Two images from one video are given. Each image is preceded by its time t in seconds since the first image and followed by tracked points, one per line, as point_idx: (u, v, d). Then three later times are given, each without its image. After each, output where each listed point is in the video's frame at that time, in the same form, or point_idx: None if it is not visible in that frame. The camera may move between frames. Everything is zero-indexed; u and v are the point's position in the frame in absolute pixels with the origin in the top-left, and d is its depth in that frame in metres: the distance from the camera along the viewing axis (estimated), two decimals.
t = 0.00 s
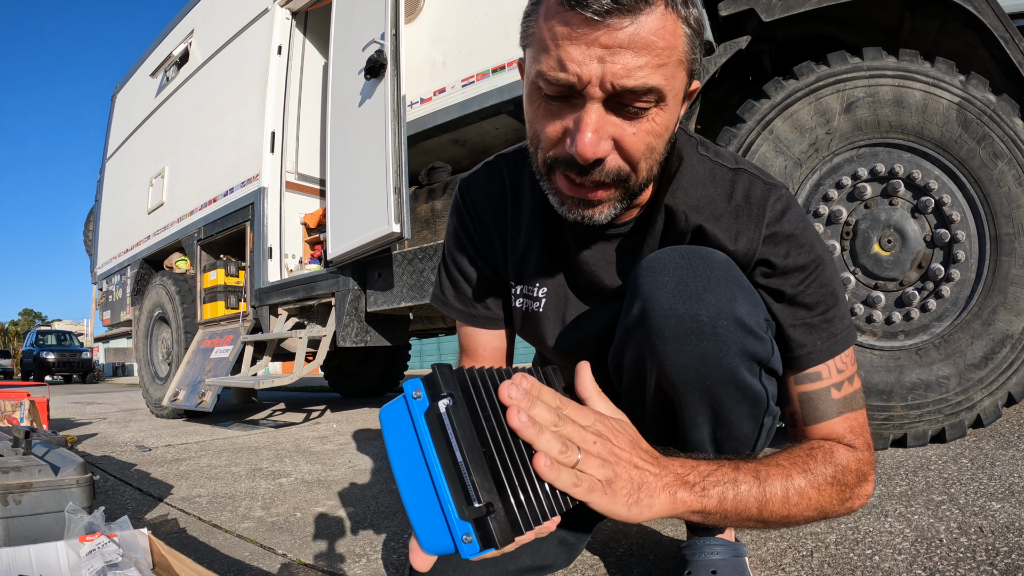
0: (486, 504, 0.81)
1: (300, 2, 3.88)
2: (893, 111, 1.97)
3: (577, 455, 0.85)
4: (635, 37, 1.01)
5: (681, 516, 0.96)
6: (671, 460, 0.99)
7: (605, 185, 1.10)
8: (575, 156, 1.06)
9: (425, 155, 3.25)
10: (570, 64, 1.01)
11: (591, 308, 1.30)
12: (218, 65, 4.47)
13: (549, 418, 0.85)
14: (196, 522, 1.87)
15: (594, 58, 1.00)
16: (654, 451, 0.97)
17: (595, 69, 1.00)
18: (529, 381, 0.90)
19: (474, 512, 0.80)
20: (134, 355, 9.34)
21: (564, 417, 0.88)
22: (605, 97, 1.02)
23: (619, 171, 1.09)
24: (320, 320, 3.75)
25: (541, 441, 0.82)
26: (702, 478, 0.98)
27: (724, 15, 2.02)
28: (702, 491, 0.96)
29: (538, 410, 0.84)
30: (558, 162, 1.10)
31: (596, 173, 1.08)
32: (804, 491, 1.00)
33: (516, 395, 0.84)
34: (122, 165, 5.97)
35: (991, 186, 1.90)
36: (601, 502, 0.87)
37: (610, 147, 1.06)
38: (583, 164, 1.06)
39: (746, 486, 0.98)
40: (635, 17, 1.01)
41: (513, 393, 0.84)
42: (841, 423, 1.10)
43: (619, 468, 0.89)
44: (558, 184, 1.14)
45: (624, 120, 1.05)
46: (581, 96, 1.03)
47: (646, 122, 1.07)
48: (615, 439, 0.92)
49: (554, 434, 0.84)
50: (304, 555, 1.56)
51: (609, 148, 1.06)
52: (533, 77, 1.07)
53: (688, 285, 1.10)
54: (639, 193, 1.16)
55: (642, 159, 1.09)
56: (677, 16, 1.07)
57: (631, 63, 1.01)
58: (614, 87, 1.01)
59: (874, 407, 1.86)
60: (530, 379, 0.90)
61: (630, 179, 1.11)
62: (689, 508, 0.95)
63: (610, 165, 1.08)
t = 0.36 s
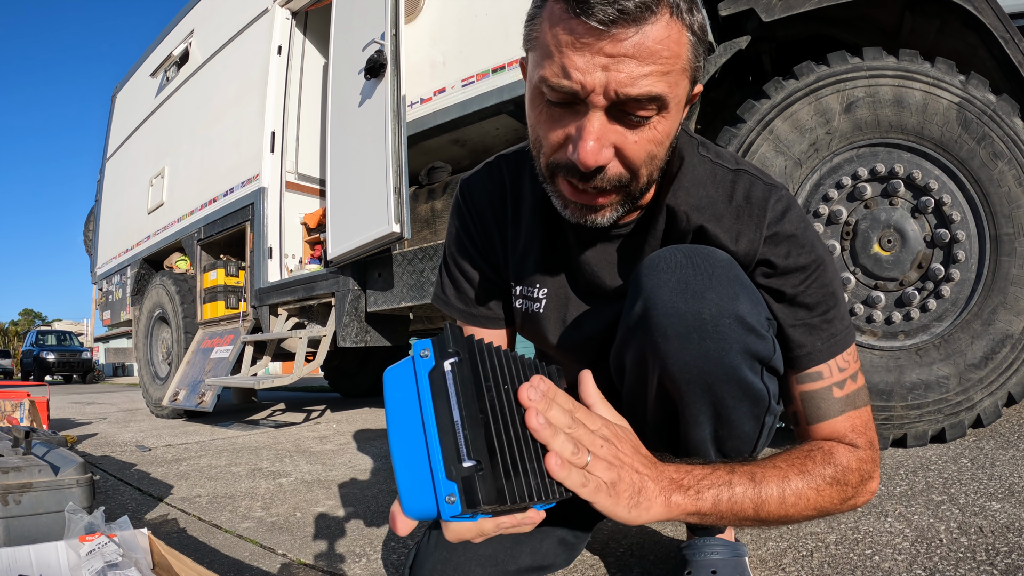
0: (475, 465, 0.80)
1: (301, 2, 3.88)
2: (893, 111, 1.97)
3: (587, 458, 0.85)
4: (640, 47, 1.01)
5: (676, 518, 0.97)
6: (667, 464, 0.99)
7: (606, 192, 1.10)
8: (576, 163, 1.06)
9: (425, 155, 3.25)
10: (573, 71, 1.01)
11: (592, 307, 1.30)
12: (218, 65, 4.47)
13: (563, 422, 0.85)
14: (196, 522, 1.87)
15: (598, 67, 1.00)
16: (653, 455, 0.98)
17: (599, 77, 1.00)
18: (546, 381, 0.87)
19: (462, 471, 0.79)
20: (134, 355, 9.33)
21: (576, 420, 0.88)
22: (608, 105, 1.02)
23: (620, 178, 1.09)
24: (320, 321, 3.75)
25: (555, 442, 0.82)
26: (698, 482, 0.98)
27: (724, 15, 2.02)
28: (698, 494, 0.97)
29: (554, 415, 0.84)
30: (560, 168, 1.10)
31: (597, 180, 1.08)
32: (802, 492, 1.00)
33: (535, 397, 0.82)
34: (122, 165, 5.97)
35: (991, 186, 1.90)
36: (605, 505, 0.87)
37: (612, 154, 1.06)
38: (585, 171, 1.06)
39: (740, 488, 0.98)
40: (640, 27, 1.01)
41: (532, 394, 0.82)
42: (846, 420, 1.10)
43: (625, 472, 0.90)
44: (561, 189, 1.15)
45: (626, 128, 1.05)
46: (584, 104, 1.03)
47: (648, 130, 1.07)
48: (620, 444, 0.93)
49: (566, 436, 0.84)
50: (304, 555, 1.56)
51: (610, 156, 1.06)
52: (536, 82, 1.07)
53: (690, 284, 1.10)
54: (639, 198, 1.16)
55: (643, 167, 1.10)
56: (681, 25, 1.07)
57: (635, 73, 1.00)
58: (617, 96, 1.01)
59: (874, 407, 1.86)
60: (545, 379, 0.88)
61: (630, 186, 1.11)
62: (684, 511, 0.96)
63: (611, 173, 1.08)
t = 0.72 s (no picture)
0: (350, 409, 0.87)
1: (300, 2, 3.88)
2: (893, 111, 1.97)
3: (605, 516, 0.90)
4: (586, 74, 1.02)
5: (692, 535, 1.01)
6: (686, 488, 0.99)
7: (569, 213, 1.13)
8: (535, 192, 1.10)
9: (425, 155, 3.25)
10: (525, 105, 1.04)
11: (596, 312, 1.32)
12: (218, 65, 4.47)
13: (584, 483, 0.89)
14: (196, 522, 1.87)
15: (546, 100, 1.02)
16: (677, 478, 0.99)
17: (547, 109, 1.02)
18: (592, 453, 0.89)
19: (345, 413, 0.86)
20: (134, 355, 9.32)
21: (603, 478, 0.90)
22: (560, 136, 1.04)
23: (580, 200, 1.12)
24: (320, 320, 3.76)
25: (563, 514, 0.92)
26: (714, 502, 0.99)
27: (724, 15, 2.03)
28: (713, 515, 0.99)
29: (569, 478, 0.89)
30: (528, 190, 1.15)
31: (559, 204, 1.11)
32: (815, 498, 1.02)
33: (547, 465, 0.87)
34: (122, 165, 5.97)
35: (991, 186, 1.89)
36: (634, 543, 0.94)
37: (569, 180, 1.08)
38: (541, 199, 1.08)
39: (755, 505, 1.00)
40: (588, 55, 1.02)
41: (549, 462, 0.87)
42: (856, 413, 1.10)
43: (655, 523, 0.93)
44: (534, 207, 1.19)
45: (582, 154, 1.07)
46: (538, 135, 1.06)
47: (607, 154, 1.08)
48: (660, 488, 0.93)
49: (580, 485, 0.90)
50: (304, 555, 1.56)
51: (569, 182, 1.08)
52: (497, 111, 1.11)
53: (693, 279, 1.10)
54: (612, 212, 1.18)
55: (606, 187, 1.11)
56: (637, 44, 1.06)
57: (583, 102, 1.02)
58: (567, 127, 1.02)
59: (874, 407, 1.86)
60: (541, 479, 0.90)
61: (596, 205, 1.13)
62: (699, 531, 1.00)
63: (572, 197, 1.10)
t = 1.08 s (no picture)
0: (345, 390, 0.90)
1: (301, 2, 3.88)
2: (893, 111, 1.97)
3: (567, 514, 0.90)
4: (578, 69, 1.02)
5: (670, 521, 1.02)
6: (672, 476, 0.98)
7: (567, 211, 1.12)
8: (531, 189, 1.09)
9: (425, 155, 3.25)
10: (519, 102, 1.04)
11: (590, 312, 1.33)
12: (218, 65, 4.47)
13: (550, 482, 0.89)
14: (196, 522, 1.87)
15: (541, 95, 1.02)
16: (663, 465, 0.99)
17: (541, 104, 1.02)
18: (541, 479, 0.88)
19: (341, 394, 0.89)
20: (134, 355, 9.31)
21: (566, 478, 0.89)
22: (555, 132, 1.04)
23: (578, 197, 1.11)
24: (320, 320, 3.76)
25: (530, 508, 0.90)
26: (698, 494, 0.99)
27: (724, 15, 2.03)
28: (695, 506, 0.99)
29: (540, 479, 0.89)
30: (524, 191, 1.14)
31: (555, 202, 1.11)
32: (800, 497, 1.02)
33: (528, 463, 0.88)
34: (122, 165, 5.97)
35: (991, 186, 1.89)
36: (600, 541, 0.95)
37: (565, 177, 1.08)
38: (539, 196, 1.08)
39: (738, 501, 0.99)
40: (580, 50, 1.02)
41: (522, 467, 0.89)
42: (844, 418, 1.10)
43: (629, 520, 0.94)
44: (529, 208, 1.18)
45: (578, 150, 1.07)
46: (533, 132, 1.06)
47: (602, 150, 1.08)
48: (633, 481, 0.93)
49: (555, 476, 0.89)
50: (304, 555, 1.56)
51: (565, 179, 1.08)
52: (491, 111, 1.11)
53: (682, 280, 1.11)
54: (608, 211, 1.18)
55: (603, 183, 1.11)
56: (630, 40, 1.07)
57: (577, 97, 1.02)
58: (562, 122, 1.02)
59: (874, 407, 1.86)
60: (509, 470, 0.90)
61: (594, 203, 1.13)
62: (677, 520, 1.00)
63: (569, 194, 1.10)
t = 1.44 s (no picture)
0: (355, 401, 0.85)
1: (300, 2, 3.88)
2: (893, 111, 1.97)
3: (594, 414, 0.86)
4: (537, 82, 1.03)
5: (668, 498, 0.98)
6: (665, 439, 1.01)
7: (540, 222, 1.14)
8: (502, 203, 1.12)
9: (425, 155, 3.24)
10: (481, 116, 1.07)
11: (586, 312, 1.35)
12: (218, 65, 4.48)
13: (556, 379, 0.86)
14: (196, 522, 1.87)
15: (499, 109, 1.05)
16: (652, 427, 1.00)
17: (503, 120, 1.05)
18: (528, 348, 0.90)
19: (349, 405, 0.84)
20: (134, 355, 9.29)
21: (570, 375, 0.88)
22: (517, 145, 1.06)
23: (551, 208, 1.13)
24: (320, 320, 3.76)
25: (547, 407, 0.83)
26: (693, 460, 1.00)
27: (725, 15, 2.04)
28: (691, 471, 0.98)
29: (543, 370, 0.85)
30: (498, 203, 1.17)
31: (527, 213, 1.13)
32: (797, 482, 1.01)
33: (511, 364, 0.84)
34: (122, 165, 5.97)
35: (991, 186, 1.89)
36: (611, 468, 0.88)
37: (533, 188, 1.10)
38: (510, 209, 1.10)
39: (735, 472, 1.00)
40: (536, 62, 1.04)
41: (509, 361, 0.84)
42: (837, 416, 1.10)
43: (636, 437, 0.91)
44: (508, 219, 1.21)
45: (543, 162, 1.08)
46: (498, 145, 1.08)
47: (568, 161, 1.08)
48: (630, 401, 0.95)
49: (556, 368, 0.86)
50: (304, 555, 1.56)
51: (533, 191, 1.10)
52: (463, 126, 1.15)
53: (674, 280, 1.12)
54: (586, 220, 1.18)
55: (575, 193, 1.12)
56: (589, 49, 1.07)
57: (535, 110, 1.03)
58: (522, 135, 1.04)
59: (874, 407, 1.86)
60: (529, 342, 0.91)
61: (567, 212, 1.14)
62: (677, 489, 0.97)
63: (538, 205, 1.11)
